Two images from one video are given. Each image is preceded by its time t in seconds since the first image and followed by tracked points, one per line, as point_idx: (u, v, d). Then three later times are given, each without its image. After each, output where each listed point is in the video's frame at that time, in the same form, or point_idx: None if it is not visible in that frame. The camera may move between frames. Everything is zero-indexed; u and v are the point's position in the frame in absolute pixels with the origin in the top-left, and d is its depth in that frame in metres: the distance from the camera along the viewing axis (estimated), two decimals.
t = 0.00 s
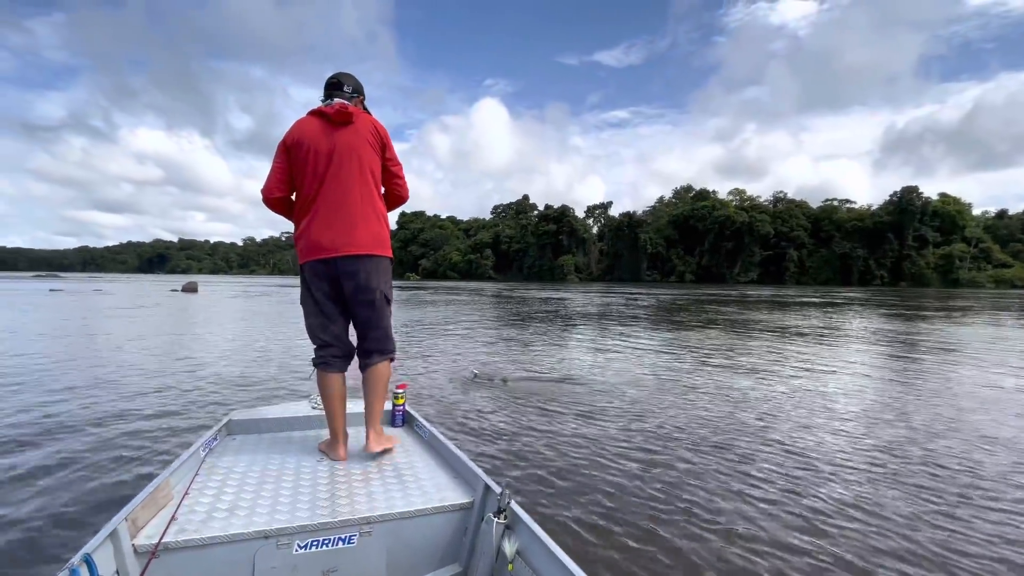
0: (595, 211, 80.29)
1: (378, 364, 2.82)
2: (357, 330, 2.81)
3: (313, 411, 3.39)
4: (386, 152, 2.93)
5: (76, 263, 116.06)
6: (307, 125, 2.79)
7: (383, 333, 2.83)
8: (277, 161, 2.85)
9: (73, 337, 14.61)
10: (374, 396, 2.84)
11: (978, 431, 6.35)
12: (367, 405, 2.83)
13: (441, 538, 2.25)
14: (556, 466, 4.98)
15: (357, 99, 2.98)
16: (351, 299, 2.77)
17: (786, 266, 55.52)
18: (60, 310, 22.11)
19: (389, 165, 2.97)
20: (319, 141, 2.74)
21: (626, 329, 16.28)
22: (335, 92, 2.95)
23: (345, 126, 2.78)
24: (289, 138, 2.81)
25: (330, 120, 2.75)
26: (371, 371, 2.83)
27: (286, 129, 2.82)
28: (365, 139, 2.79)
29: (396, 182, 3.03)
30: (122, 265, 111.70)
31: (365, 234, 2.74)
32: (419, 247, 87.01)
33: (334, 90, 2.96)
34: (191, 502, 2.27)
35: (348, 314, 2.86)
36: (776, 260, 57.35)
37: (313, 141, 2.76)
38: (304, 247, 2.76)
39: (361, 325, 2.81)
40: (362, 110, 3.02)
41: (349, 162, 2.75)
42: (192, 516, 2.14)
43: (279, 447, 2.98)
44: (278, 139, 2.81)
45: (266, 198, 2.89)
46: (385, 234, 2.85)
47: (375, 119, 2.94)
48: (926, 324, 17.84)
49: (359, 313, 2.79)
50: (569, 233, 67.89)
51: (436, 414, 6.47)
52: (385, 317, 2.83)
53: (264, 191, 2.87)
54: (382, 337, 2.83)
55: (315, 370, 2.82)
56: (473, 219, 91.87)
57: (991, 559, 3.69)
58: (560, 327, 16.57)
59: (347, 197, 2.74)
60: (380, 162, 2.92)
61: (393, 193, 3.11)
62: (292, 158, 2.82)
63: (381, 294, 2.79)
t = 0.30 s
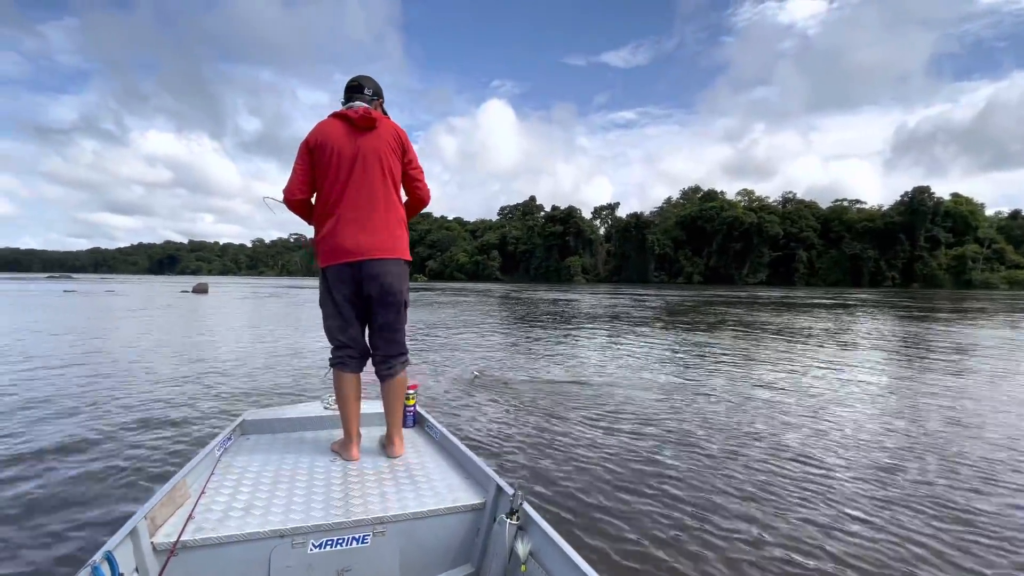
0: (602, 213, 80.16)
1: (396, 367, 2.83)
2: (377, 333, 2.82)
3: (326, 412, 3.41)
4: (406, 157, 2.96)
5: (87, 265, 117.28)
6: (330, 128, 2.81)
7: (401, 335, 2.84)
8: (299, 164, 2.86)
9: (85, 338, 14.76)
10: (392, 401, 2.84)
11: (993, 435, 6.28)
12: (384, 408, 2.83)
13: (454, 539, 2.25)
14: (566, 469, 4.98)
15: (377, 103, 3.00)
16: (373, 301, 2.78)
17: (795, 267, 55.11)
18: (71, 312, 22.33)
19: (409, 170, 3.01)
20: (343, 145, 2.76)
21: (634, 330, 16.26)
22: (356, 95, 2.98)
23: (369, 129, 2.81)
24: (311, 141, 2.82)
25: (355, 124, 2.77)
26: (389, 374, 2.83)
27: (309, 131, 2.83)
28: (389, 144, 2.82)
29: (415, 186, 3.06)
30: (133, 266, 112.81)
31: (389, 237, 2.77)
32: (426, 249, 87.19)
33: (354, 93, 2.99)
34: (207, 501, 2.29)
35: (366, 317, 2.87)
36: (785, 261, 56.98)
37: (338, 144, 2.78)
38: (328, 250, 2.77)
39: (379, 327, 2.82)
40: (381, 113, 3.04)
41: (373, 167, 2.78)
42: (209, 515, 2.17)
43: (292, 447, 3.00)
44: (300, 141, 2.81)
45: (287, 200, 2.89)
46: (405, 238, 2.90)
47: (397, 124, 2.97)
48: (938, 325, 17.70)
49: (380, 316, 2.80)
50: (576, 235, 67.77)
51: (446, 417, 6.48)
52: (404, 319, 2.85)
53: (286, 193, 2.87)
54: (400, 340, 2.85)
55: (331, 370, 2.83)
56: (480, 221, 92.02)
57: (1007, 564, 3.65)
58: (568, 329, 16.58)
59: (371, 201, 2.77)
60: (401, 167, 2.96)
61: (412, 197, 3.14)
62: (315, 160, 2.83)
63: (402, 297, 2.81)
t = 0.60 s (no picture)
0: (611, 213, 80.05)
1: (414, 370, 2.85)
2: (398, 336, 2.85)
3: (341, 413, 3.43)
4: (428, 163, 3.00)
5: (101, 266, 118.65)
6: (356, 132, 2.82)
7: (420, 337, 2.87)
8: (323, 166, 2.84)
9: (99, 338, 14.94)
10: (408, 403, 2.85)
11: (1010, 439, 6.24)
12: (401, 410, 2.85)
13: (469, 542, 2.26)
14: (577, 472, 4.98)
15: (399, 108, 3.02)
16: (395, 304, 2.81)
17: (806, 267, 54.68)
18: (82, 313, 22.56)
19: (429, 177, 3.04)
20: (370, 149, 2.78)
21: (643, 332, 16.24)
22: (378, 100, 2.99)
23: (395, 135, 2.84)
24: (335, 144, 2.82)
25: (381, 129, 2.79)
26: (408, 377, 2.85)
27: (333, 134, 2.83)
28: (413, 150, 2.85)
29: (434, 193, 3.10)
30: (145, 267, 113.98)
31: (414, 243, 2.81)
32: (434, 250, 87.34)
33: (376, 98, 3.00)
34: (228, 497, 2.32)
35: (387, 319, 2.89)
36: (796, 261, 56.55)
37: (363, 148, 2.79)
38: (351, 253, 2.77)
39: (400, 329, 2.85)
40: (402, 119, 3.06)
41: (399, 172, 2.81)
42: (230, 511, 2.20)
43: (309, 446, 3.03)
44: (324, 143, 2.81)
45: (310, 202, 2.86)
46: (427, 243, 2.93)
47: (418, 130, 3.00)
48: (951, 327, 17.58)
49: (401, 318, 2.83)
50: (584, 235, 67.61)
51: (456, 419, 6.50)
52: (423, 322, 2.87)
53: (310, 196, 2.85)
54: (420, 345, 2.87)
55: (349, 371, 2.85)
56: (488, 222, 92.14)
57: None
58: (576, 330, 16.57)
59: (397, 205, 2.79)
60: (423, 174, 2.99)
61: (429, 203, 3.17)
62: (339, 163, 2.83)
63: (423, 300, 2.84)
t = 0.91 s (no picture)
0: (621, 214, 79.85)
1: (434, 372, 2.86)
2: (419, 338, 2.87)
3: (359, 414, 3.45)
4: (447, 168, 3.05)
5: (116, 267, 120.24)
6: (378, 137, 2.83)
7: (441, 339, 2.89)
8: (346, 171, 2.84)
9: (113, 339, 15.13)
10: (426, 405, 2.86)
11: None
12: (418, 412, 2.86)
13: (485, 546, 2.27)
14: (590, 477, 4.96)
15: (417, 114, 3.05)
16: (418, 307, 2.83)
17: (820, 268, 54.15)
18: (97, 313, 22.82)
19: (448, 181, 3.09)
20: (394, 154, 2.80)
21: (654, 334, 16.19)
22: (395, 104, 3.02)
23: (418, 140, 2.87)
24: (359, 148, 2.83)
25: (405, 135, 2.82)
26: (427, 379, 2.86)
27: (355, 138, 2.83)
28: (436, 155, 2.89)
29: (451, 197, 3.14)
30: (160, 268, 115.12)
31: (438, 246, 2.85)
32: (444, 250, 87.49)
33: (392, 102, 3.03)
34: (249, 495, 2.35)
35: (408, 322, 2.91)
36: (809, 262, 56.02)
37: (388, 153, 2.81)
38: (377, 257, 2.79)
39: (420, 331, 2.87)
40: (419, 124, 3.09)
41: (423, 177, 2.85)
42: (252, 509, 2.23)
43: (327, 446, 3.06)
44: (347, 148, 2.81)
45: (333, 207, 2.85)
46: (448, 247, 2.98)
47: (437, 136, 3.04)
48: (968, 329, 17.38)
49: (422, 320, 2.85)
50: (594, 236, 67.37)
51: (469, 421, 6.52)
52: (443, 324, 2.90)
53: (333, 200, 2.84)
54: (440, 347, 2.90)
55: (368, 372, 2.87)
56: (498, 223, 92.18)
57: None
58: (586, 332, 16.54)
59: (422, 209, 2.83)
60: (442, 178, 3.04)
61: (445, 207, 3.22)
62: (362, 167, 2.84)
63: (444, 302, 2.87)
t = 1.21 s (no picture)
0: (631, 215, 79.67)
1: (453, 373, 2.87)
2: (439, 340, 2.89)
3: (376, 415, 3.48)
4: (464, 172, 3.09)
5: (133, 268, 121.95)
6: (399, 143, 2.85)
7: (460, 340, 2.92)
8: (368, 176, 2.85)
9: (130, 340, 15.37)
10: (444, 407, 2.88)
11: None
12: (436, 414, 2.87)
13: (503, 548, 2.28)
14: (605, 481, 4.95)
15: (433, 119, 3.09)
16: (439, 309, 2.86)
17: (834, 269, 53.54)
18: (112, 315, 23.12)
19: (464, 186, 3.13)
20: (416, 159, 2.83)
21: (665, 336, 16.13)
22: (412, 110, 3.04)
23: (438, 145, 2.90)
24: (380, 154, 2.85)
25: (426, 140, 2.85)
26: (446, 381, 2.87)
27: (377, 143, 2.85)
28: (455, 160, 2.93)
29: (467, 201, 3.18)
30: (175, 269, 116.51)
31: (460, 249, 2.89)
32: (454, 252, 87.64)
33: (409, 107, 3.05)
34: (271, 495, 2.39)
35: (428, 324, 2.93)
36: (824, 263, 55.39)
37: (410, 158, 2.84)
38: (400, 260, 2.80)
39: (440, 333, 2.89)
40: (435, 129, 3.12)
41: (444, 182, 2.88)
42: (274, 509, 2.26)
43: (346, 447, 3.09)
44: (369, 153, 2.82)
45: (355, 212, 2.86)
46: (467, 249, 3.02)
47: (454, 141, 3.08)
48: (987, 332, 17.13)
49: (442, 322, 2.88)
50: (605, 237, 67.06)
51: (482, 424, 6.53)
52: (462, 325, 2.92)
53: (355, 205, 2.84)
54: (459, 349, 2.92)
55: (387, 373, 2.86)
56: (509, 225, 92.23)
57: None
58: (597, 334, 16.49)
59: (443, 213, 2.86)
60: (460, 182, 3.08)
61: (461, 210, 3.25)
62: (384, 173, 2.86)
63: (465, 304, 2.90)
